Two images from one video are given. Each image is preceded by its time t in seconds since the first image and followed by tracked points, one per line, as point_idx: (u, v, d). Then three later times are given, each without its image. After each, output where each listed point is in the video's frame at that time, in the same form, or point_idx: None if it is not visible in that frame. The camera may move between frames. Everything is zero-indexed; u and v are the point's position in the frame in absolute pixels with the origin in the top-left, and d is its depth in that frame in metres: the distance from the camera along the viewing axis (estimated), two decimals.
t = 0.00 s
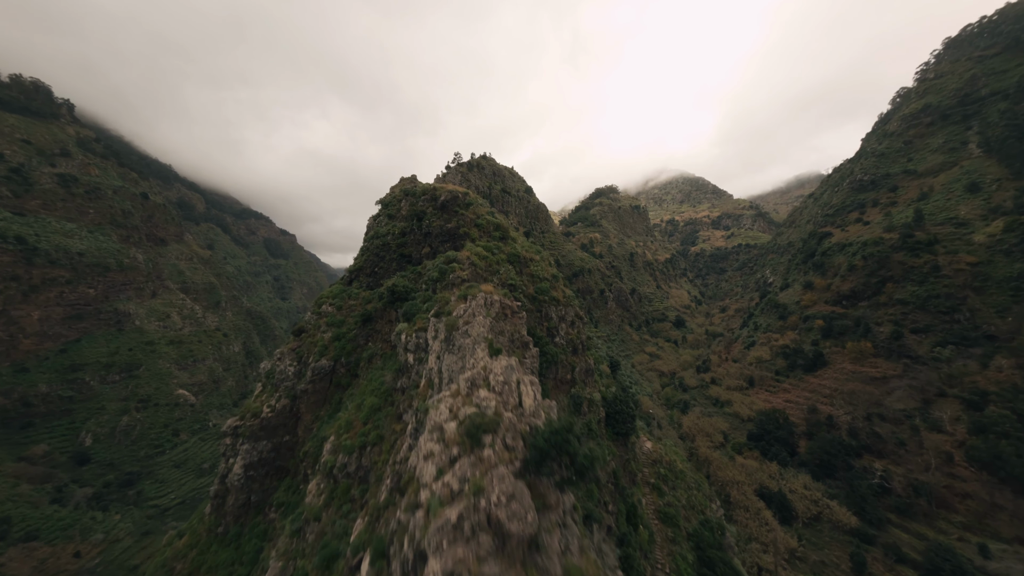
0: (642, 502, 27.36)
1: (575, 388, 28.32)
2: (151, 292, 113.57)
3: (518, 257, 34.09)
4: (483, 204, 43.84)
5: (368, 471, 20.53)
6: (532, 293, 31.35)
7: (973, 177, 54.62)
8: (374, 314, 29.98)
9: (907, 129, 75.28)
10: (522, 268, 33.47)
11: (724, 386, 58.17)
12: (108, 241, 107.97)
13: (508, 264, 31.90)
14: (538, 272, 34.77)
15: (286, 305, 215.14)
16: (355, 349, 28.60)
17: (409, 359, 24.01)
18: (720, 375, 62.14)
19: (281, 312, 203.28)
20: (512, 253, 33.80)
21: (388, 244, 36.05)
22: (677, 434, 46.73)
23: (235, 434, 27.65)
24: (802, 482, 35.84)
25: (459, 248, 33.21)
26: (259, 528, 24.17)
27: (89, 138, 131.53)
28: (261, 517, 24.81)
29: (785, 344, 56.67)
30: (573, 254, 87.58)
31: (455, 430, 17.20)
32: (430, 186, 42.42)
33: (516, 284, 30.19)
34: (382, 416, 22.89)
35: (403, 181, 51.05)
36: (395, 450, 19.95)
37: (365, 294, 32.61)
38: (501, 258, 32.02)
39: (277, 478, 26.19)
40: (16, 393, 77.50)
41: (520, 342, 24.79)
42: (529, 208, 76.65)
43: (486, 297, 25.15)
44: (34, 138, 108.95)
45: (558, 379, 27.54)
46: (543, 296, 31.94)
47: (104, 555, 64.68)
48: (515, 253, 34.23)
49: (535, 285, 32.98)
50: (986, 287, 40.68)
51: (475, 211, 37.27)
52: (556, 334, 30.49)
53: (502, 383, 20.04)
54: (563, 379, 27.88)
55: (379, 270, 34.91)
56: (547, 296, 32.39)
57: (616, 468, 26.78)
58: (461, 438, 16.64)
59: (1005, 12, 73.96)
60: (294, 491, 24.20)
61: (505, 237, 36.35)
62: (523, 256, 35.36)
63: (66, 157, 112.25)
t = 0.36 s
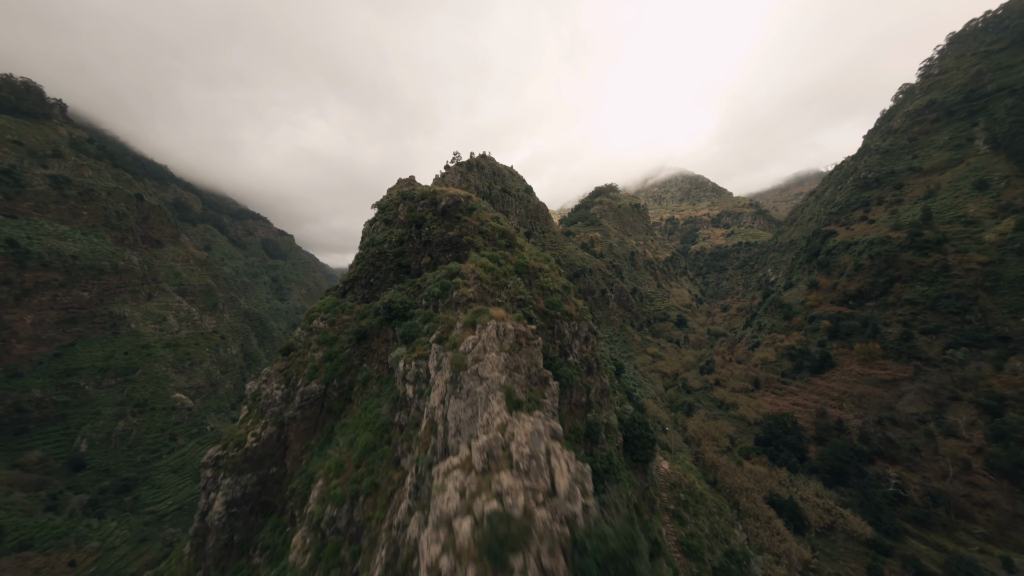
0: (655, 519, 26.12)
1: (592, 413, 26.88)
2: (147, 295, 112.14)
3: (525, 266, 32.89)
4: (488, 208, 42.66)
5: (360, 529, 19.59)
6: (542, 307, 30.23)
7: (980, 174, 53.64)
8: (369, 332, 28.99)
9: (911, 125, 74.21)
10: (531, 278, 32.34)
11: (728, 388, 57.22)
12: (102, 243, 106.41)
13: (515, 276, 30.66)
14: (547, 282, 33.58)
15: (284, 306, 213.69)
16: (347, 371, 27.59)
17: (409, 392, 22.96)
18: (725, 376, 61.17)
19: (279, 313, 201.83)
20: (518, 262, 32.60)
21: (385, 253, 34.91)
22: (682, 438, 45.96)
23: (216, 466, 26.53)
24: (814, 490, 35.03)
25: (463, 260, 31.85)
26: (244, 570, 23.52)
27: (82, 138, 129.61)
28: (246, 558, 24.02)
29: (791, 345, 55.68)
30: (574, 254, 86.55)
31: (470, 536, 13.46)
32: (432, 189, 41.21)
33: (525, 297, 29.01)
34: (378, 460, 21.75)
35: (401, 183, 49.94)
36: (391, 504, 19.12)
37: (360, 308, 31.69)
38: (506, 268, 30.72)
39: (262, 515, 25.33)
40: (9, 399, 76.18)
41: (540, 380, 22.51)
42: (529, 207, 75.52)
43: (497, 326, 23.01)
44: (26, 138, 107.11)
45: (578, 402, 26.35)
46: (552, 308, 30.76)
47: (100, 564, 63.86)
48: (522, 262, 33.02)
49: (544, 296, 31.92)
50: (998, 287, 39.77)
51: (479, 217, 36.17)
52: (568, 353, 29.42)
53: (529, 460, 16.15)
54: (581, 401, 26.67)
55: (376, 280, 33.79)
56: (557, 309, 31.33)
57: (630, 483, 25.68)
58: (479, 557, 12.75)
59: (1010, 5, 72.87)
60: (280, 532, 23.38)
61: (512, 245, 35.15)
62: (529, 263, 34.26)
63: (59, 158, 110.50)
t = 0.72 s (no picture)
0: (666, 538, 24.97)
1: (613, 445, 25.92)
2: (144, 298, 110.91)
3: (536, 280, 31.85)
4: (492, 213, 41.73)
5: None
6: (557, 327, 29.36)
7: (990, 172, 52.51)
8: (364, 354, 28.16)
9: (917, 123, 72.96)
10: (542, 293, 31.45)
11: (734, 391, 56.18)
12: (97, 245, 105.10)
13: (525, 292, 29.66)
14: (561, 297, 32.50)
15: (283, 307, 212.39)
16: (338, 399, 26.79)
17: (408, 438, 21.22)
18: (730, 379, 60.12)
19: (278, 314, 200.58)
20: (528, 275, 31.66)
21: (381, 262, 34.11)
22: (688, 443, 45.12)
23: (190, 507, 25.58)
24: (827, 499, 33.94)
25: (467, 274, 30.70)
26: None
27: (77, 139, 128.24)
28: None
29: (798, 347, 54.59)
30: (575, 254, 85.49)
31: None
32: (434, 192, 40.26)
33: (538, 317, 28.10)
34: (370, 525, 19.81)
35: (400, 186, 49.17)
36: None
37: (354, 324, 30.98)
38: (513, 283, 29.55)
39: (241, 562, 24.53)
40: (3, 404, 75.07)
41: (567, 434, 19.61)
42: (530, 207, 74.34)
43: (513, 370, 20.66)
44: (19, 140, 105.73)
45: (598, 432, 25.41)
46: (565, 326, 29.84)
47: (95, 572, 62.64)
48: (530, 275, 31.96)
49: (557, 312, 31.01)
50: (1013, 288, 38.72)
51: (485, 225, 35.31)
52: (585, 377, 28.55)
53: None
54: (600, 432, 25.64)
55: (371, 293, 32.88)
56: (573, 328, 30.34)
57: (649, 509, 24.45)
58: None
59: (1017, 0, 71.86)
60: None
61: (518, 256, 34.11)
62: (538, 274, 33.37)
63: (53, 159, 109.16)
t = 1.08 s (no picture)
0: (680, 563, 23.68)
1: (640, 488, 24.59)
2: (141, 299, 109.86)
3: (551, 297, 30.89)
4: (498, 219, 40.36)
5: None
6: (574, 353, 27.97)
7: (1004, 171, 51.13)
8: (355, 383, 26.89)
9: (926, 121, 71.53)
10: (557, 310, 30.53)
11: (742, 396, 55.00)
12: (94, 246, 103.90)
13: (537, 312, 28.49)
14: (579, 318, 31.07)
15: (282, 307, 211.38)
16: (326, 434, 25.40)
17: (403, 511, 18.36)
18: (736, 383, 58.93)
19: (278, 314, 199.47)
20: (541, 291, 30.69)
21: (376, 275, 33.42)
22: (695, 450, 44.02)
23: (157, 559, 23.74)
24: (843, 513, 32.74)
25: (471, 292, 29.14)
26: None
27: (74, 139, 127.20)
28: None
29: (806, 351, 53.33)
30: (577, 255, 84.21)
31: None
32: (436, 197, 38.90)
33: (557, 343, 27.09)
34: None
35: (399, 188, 48.13)
36: None
37: (345, 345, 30.17)
38: (522, 303, 28.12)
39: None
40: None
41: (608, 524, 17.81)
42: (531, 208, 73.04)
43: (538, 443, 17.62)
44: (15, 140, 104.64)
45: (623, 474, 24.09)
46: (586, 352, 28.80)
47: None
48: (544, 291, 30.97)
49: (575, 333, 29.88)
50: None
51: (490, 235, 34.03)
52: (606, 410, 26.88)
53: None
54: (626, 473, 24.35)
55: (364, 309, 32.09)
56: (596, 357, 29.26)
57: (683, 565, 23.57)
58: None
59: None
60: None
61: (527, 270, 32.77)
62: (552, 289, 32.28)
63: (49, 159, 108.11)
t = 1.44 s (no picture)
0: None
1: (676, 550, 22.69)
2: (141, 300, 109.15)
3: (570, 320, 29.85)
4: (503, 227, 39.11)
5: None
6: (597, 388, 26.64)
7: (1023, 173, 49.42)
8: (343, 421, 25.48)
9: (938, 121, 69.76)
10: (577, 332, 29.63)
11: (750, 403, 53.65)
12: (93, 246, 103.26)
13: (553, 338, 27.43)
14: (601, 346, 29.86)
15: (284, 307, 210.98)
16: (308, 482, 23.70)
17: None
18: (743, 390, 57.59)
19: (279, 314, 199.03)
20: (557, 312, 29.72)
21: (369, 290, 32.41)
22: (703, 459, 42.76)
23: None
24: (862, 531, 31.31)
25: (476, 315, 27.92)
26: None
27: (74, 138, 126.66)
28: None
29: (817, 357, 51.90)
30: (580, 257, 82.90)
31: None
32: (439, 204, 37.55)
33: (582, 380, 25.88)
34: None
35: (398, 191, 46.91)
36: None
37: (334, 371, 29.18)
38: (535, 330, 26.79)
39: None
40: None
41: None
42: (534, 208, 71.72)
43: None
44: (14, 139, 103.99)
45: (656, 532, 22.50)
46: (621, 392, 27.71)
47: None
48: (562, 312, 30.16)
49: (597, 362, 28.84)
50: None
51: (498, 247, 32.96)
52: (634, 455, 25.61)
53: None
54: (659, 531, 22.80)
55: (356, 329, 31.10)
56: (623, 393, 27.95)
57: None
58: None
59: None
60: None
61: (538, 287, 31.60)
62: (569, 310, 31.15)
63: (48, 159, 107.40)
